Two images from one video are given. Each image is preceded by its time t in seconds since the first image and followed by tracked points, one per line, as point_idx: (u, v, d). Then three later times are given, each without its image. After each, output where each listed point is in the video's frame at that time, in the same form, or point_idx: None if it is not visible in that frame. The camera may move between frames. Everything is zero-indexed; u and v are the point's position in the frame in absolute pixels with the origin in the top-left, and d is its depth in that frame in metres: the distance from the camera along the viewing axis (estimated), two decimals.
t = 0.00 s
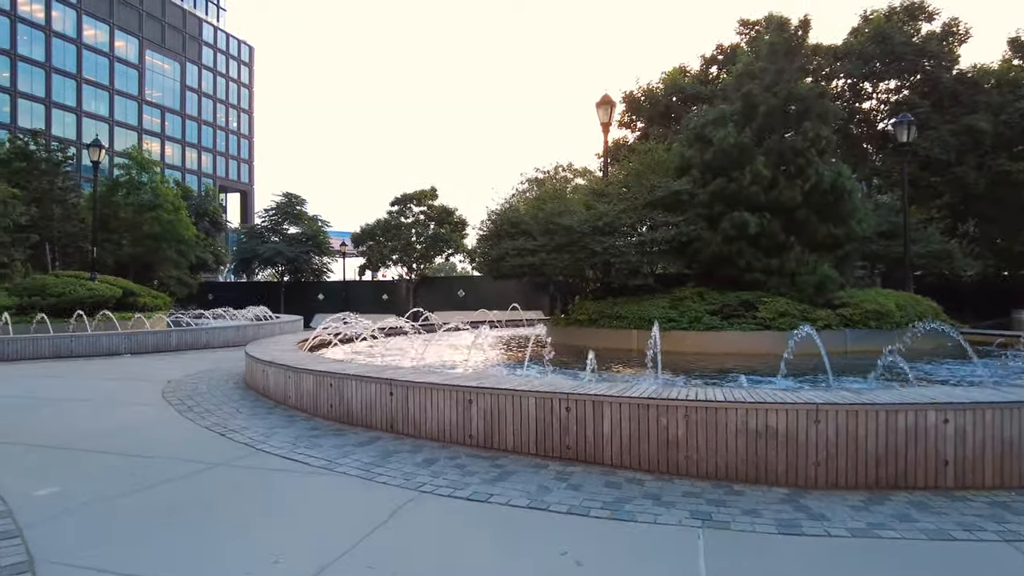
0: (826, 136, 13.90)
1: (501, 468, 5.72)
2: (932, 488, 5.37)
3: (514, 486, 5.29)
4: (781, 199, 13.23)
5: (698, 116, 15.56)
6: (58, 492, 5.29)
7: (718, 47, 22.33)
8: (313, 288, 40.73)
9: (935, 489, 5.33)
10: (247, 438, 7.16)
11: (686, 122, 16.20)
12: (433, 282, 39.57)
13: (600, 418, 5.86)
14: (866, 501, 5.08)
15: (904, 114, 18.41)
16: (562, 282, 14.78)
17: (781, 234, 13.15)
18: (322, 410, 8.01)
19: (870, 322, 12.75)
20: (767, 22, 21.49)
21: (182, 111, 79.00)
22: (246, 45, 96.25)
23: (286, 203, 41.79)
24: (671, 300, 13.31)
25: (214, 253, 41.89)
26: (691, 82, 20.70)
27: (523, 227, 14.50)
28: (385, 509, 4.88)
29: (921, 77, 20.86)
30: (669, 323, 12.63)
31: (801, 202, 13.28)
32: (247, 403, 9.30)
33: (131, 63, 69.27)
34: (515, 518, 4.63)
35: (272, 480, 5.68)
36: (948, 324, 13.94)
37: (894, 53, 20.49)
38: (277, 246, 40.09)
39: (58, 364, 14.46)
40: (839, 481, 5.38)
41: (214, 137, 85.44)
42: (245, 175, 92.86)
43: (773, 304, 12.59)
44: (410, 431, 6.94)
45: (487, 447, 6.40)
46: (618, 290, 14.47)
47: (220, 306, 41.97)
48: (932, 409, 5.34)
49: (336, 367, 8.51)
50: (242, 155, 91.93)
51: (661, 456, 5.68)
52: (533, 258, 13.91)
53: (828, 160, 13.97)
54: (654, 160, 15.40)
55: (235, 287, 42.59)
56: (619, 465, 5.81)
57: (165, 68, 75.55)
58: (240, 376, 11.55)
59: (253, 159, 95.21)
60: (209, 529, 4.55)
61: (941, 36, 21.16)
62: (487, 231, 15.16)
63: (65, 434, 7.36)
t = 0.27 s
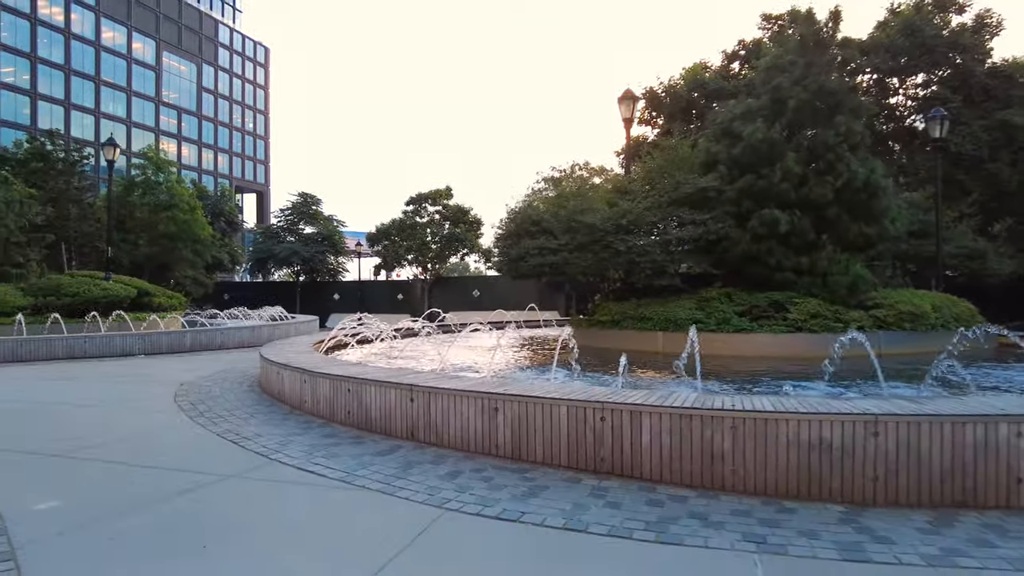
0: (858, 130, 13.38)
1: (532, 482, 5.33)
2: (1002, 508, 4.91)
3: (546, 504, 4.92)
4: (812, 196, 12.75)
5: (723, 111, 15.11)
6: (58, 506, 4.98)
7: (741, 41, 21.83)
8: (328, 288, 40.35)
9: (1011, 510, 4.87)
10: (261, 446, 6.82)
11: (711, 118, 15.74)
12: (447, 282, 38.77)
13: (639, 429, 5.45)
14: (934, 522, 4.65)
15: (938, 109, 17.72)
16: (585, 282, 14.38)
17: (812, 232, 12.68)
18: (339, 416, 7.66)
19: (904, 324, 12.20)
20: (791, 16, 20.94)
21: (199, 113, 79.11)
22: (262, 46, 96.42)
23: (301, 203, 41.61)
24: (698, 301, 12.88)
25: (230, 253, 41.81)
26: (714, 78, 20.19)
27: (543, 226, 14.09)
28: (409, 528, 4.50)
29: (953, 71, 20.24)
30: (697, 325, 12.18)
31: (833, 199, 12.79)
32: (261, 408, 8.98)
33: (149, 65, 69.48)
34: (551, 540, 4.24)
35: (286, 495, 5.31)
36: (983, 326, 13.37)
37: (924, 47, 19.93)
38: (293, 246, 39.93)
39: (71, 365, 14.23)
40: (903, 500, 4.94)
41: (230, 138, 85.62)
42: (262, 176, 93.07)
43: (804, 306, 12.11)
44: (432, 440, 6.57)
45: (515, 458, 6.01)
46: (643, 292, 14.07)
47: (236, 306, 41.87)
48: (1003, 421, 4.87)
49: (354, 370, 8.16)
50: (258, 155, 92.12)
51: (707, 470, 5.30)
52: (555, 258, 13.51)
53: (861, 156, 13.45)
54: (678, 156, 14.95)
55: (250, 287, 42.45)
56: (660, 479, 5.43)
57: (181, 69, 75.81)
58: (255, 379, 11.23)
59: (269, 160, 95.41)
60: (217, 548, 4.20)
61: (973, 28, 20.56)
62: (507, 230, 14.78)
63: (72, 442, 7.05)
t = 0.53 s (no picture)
0: (895, 124, 12.85)
1: (569, 500, 4.95)
2: None
3: (588, 525, 4.54)
4: (847, 192, 12.25)
5: (752, 105, 14.61)
6: (61, 526, 4.78)
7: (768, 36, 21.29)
8: (344, 288, 40.42)
9: None
10: (278, 456, 6.48)
11: (739, 113, 15.26)
12: (464, 281, 38.03)
13: (686, 444, 5.08)
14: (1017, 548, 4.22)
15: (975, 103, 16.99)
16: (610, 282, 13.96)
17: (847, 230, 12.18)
18: (360, 424, 7.31)
19: (943, 326, 11.62)
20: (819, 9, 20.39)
21: (217, 114, 79.24)
22: (279, 48, 96.67)
23: (318, 203, 41.44)
24: (728, 302, 12.42)
25: (247, 253, 41.73)
26: (739, 73, 19.63)
27: (567, 224, 13.68)
28: (438, 552, 4.14)
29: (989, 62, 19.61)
30: (727, 328, 11.73)
31: (869, 196, 12.28)
32: (278, 414, 8.66)
33: (168, 67, 69.73)
34: (596, 567, 3.86)
35: (305, 512, 4.97)
36: None
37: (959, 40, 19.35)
38: (310, 246, 39.76)
39: (86, 367, 14.01)
40: (980, 523, 4.50)
41: (248, 139, 85.84)
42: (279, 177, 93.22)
43: (838, 307, 11.63)
44: (460, 451, 6.20)
45: (549, 472, 5.63)
46: (671, 292, 13.64)
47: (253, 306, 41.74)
48: None
49: (374, 375, 7.81)
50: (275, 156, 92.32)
51: (760, 487, 4.91)
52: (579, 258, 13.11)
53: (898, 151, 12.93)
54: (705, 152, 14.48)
55: (267, 287, 42.29)
56: (709, 497, 5.05)
57: (200, 71, 76.10)
58: (272, 382, 10.92)
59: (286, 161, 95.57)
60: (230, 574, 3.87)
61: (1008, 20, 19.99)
62: (528, 230, 14.39)
63: (81, 452, 6.76)
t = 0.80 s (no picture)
0: (936, 116, 12.28)
1: (611, 520, 4.53)
2: None
3: (633, 550, 4.11)
4: (887, 187, 11.70)
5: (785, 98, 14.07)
6: (61, 543, 4.44)
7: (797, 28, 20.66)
8: (363, 288, 40.06)
9: None
10: (295, 466, 6.11)
11: (771, 106, 14.71)
12: (484, 281, 37.82)
13: (736, 458, 4.63)
14: None
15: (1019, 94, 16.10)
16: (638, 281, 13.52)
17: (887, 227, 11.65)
18: (381, 431, 6.93)
19: (991, 327, 11.07)
20: None
21: (237, 115, 79.43)
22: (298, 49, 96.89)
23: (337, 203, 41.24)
24: (763, 302, 11.96)
25: (266, 253, 41.62)
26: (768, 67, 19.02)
27: (593, 222, 13.27)
28: None
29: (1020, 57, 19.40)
30: (761, 330, 11.23)
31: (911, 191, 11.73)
32: (295, 419, 8.30)
33: (188, 68, 69.99)
34: None
35: (323, 529, 4.58)
36: None
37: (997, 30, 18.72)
38: (329, 246, 39.56)
39: (102, 369, 13.77)
40: None
41: (267, 140, 86.05)
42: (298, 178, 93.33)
43: (879, 307, 11.12)
44: (488, 462, 5.79)
45: (585, 486, 5.21)
46: (701, 292, 13.18)
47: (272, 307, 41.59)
48: None
49: (396, 379, 7.41)
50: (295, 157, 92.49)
51: (821, 507, 4.45)
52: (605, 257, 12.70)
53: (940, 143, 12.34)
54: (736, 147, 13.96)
55: (286, 287, 42.12)
56: (763, 516, 4.61)
57: (219, 72, 76.38)
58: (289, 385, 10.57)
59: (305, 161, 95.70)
60: None
61: None
62: (551, 228, 13.97)
63: (89, 460, 6.43)
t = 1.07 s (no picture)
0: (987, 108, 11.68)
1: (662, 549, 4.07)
2: None
3: None
4: (935, 183, 11.11)
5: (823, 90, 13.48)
6: (59, 568, 4.06)
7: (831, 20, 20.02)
8: (384, 289, 39.87)
9: None
10: (314, 480, 5.70)
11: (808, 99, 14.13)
12: (505, 281, 37.21)
13: (801, 481, 4.17)
14: None
15: None
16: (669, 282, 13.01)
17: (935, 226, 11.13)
18: (405, 442, 6.51)
19: None
20: None
21: (259, 117, 79.81)
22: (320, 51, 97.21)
23: (358, 203, 41.15)
24: (804, 304, 11.49)
25: (288, 253, 41.53)
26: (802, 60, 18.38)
27: (623, 220, 12.78)
28: None
29: None
30: (802, 335, 10.74)
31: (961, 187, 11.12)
32: (315, 426, 7.90)
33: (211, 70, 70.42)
34: None
35: (344, 555, 4.17)
36: None
37: None
38: (350, 246, 39.40)
39: (120, 371, 13.51)
40: None
41: (289, 141, 86.36)
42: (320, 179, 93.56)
43: (927, 309, 10.61)
44: (520, 480, 5.34)
45: (629, 508, 4.76)
46: (736, 294, 12.66)
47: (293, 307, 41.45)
48: None
49: (421, 385, 6.99)
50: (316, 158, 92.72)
51: (899, 538, 3.95)
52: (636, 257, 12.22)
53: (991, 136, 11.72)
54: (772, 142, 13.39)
55: (307, 287, 41.96)
56: (830, 547, 4.13)
57: (241, 74, 76.79)
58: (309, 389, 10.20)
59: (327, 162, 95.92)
60: None
61: None
62: (578, 227, 13.49)
63: (99, 472, 6.08)
